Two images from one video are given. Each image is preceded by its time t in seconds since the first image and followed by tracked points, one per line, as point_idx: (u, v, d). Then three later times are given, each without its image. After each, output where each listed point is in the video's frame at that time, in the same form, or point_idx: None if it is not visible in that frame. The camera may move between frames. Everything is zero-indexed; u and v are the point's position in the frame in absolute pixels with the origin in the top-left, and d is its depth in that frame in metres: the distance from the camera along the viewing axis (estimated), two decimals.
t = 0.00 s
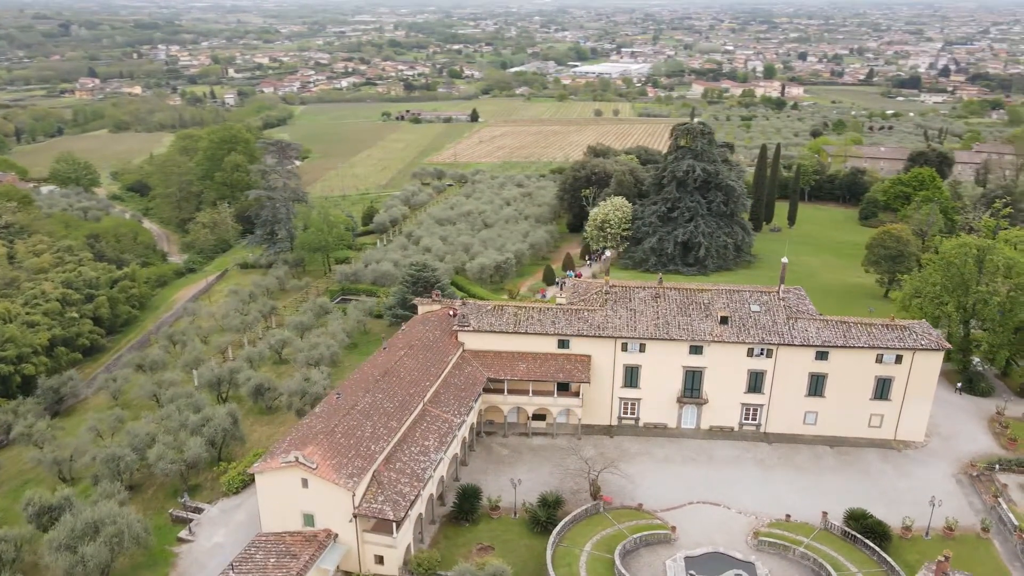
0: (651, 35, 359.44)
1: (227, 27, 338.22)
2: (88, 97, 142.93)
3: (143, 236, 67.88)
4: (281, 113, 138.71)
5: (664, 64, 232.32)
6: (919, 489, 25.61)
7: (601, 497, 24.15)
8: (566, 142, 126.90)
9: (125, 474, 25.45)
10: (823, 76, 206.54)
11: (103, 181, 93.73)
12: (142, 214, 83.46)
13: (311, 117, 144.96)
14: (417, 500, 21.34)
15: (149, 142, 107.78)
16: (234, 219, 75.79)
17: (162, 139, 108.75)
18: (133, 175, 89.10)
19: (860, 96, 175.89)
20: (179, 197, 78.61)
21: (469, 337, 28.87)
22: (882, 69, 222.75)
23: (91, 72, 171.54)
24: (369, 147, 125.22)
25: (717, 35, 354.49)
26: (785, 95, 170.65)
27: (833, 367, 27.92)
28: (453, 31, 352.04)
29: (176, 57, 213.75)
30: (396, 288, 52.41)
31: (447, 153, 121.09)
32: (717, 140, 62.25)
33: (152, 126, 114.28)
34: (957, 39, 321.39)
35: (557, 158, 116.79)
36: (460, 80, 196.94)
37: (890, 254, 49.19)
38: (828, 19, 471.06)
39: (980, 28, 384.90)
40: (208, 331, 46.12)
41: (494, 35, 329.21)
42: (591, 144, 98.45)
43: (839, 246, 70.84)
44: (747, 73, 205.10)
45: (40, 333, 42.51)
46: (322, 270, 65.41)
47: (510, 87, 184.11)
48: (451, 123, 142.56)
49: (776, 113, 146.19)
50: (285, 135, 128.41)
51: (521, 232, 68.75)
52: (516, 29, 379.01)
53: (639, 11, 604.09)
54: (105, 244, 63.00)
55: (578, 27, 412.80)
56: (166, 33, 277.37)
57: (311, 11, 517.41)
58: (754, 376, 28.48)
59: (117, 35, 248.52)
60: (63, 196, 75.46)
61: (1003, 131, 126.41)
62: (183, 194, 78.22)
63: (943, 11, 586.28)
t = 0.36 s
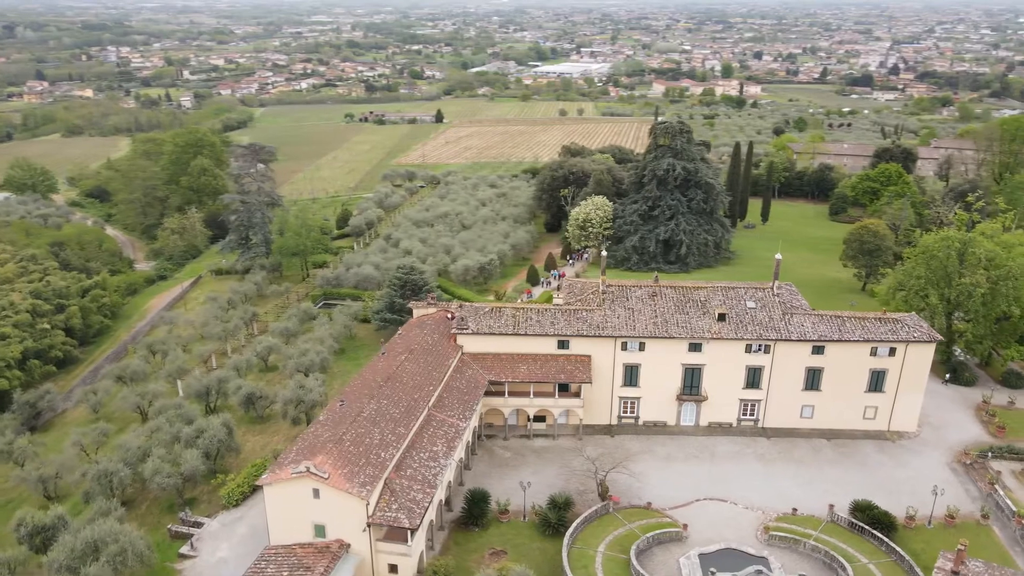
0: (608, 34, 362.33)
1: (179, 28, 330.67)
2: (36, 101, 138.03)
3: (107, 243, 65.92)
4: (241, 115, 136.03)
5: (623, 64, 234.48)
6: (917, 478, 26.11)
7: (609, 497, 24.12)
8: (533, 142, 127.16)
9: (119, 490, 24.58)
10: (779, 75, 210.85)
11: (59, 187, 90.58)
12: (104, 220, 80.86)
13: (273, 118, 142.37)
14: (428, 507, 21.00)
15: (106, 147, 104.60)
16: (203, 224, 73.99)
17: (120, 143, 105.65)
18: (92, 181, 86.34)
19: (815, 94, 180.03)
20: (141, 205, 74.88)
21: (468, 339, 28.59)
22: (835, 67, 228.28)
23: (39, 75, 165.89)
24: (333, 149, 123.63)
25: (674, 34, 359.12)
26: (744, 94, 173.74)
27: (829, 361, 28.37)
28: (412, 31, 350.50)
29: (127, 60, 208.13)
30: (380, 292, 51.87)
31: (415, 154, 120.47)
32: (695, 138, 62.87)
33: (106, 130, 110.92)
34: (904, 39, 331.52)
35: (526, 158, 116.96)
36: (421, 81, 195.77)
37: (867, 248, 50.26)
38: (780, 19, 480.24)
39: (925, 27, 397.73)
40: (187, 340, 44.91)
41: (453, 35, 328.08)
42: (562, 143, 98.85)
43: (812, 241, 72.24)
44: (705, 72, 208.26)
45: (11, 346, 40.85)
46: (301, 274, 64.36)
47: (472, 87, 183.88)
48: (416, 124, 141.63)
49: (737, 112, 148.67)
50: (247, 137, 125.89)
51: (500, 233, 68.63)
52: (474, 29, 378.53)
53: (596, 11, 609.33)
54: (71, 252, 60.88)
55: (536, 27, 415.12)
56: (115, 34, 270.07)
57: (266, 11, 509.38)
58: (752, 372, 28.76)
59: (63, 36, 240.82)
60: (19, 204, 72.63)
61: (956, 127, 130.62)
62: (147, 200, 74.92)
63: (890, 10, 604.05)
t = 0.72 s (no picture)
0: (567, 35, 364.48)
1: (129, 30, 322.74)
2: None
3: (70, 251, 63.80)
4: (200, 118, 133.17)
5: (583, 64, 236.22)
6: (915, 469, 26.62)
7: (617, 497, 24.08)
8: (500, 142, 127.19)
9: (115, 507, 23.77)
10: (736, 74, 214.70)
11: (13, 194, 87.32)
12: (64, 227, 78.23)
13: (232, 121, 139.34)
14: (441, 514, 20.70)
15: (60, 152, 101.34)
16: (171, 229, 72.10)
17: (75, 148, 102.45)
18: (50, 187, 83.52)
19: (772, 93, 183.80)
20: (104, 211, 72.58)
21: (468, 343, 28.30)
22: (790, 66, 233.28)
23: None
24: (298, 152, 121.79)
25: (631, 35, 363.04)
26: (704, 93, 176.30)
27: (825, 355, 28.78)
28: (369, 31, 347.88)
29: (76, 62, 202.19)
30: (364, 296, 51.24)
31: (381, 156, 119.43)
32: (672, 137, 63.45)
33: (59, 135, 107.48)
34: (853, 39, 340.23)
35: (495, 158, 116.82)
36: (382, 82, 194.34)
37: (845, 243, 51.24)
38: (735, 19, 488.57)
39: (872, 27, 408.83)
40: (166, 350, 43.68)
41: (411, 36, 326.30)
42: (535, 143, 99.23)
43: (785, 237, 73.51)
44: (665, 72, 210.97)
45: None
46: (278, 279, 63.11)
47: (434, 87, 183.01)
48: (380, 125, 140.46)
49: (699, 111, 150.86)
50: (208, 140, 123.17)
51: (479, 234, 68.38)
52: (432, 30, 377.16)
53: (554, 11, 612.91)
54: (35, 261, 58.74)
55: (495, 27, 416.74)
56: (61, 36, 262.02)
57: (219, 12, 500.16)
58: (749, 368, 29.04)
59: (6, 38, 232.87)
60: None
61: (911, 123, 134.50)
62: (110, 206, 72.29)
63: (840, 11, 619.23)
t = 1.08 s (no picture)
0: (526, 34, 365.24)
1: (73, 31, 313.13)
2: None
3: (31, 260, 61.94)
4: (157, 121, 129.75)
5: (543, 64, 237.09)
6: (910, 459, 27.14)
7: (625, 497, 24.07)
8: (466, 143, 126.76)
9: (111, 526, 22.95)
10: (694, 74, 217.87)
11: None
12: (22, 235, 75.35)
13: (189, 124, 135.88)
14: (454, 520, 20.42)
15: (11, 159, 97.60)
16: (138, 235, 69.99)
17: (26, 154, 98.76)
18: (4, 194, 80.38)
19: (730, 91, 187.03)
20: (64, 218, 69.19)
21: (467, 346, 28.01)
22: (746, 65, 237.71)
23: None
24: (260, 154, 119.41)
25: (588, 34, 365.59)
26: (665, 92, 178.53)
27: (819, 349, 29.21)
28: (325, 32, 343.61)
29: (21, 64, 195.38)
30: (348, 301, 50.54)
31: (348, 158, 118.06)
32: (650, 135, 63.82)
33: (7, 140, 103.56)
34: (805, 38, 347.90)
35: (463, 159, 116.42)
36: (341, 83, 192.11)
37: (823, 239, 52.25)
38: (690, 19, 495.70)
39: (822, 26, 418.95)
40: (145, 361, 42.40)
41: (369, 37, 323.39)
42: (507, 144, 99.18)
43: (759, 233, 74.65)
44: (625, 71, 212.95)
45: None
46: (255, 285, 61.84)
47: (395, 88, 181.68)
48: (343, 127, 138.72)
49: (661, 109, 152.54)
50: (166, 144, 119.98)
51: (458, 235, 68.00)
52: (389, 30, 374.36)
53: (512, 11, 614.04)
54: None
55: (453, 27, 416.39)
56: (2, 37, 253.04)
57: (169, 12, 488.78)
58: (746, 364, 29.33)
59: None
60: None
61: (868, 120, 138.22)
62: (70, 212, 68.92)
63: (791, 10, 633.18)
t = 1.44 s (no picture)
0: (484, 34, 364.97)
1: (14, 32, 301.94)
2: None
3: None
4: (111, 125, 125.88)
5: (503, 64, 237.37)
6: (904, 449, 27.71)
7: (632, 496, 24.07)
8: (433, 144, 126.15)
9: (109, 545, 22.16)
10: (653, 73, 220.62)
11: None
12: None
13: (144, 127, 132.19)
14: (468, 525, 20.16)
15: None
16: (102, 243, 67.72)
17: None
18: None
19: (689, 90, 189.81)
20: (22, 225, 66.04)
21: (466, 349, 27.74)
22: (703, 64, 241.57)
23: None
24: (222, 158, 116.80)
25: (546, 34, 367.19)
26: (626, 91, 180.32)
27: (812, 343, 29.66)
28: (280, 33, 338.23)
29: None
30: (330, 305, 49.80)
31: (313, 160, 116.43)
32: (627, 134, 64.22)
33: None
34: (758, 37, 354.93)
35: (431, 160, 115.84)
36: (300, 84, 189.31)
37: (800, 235, 53.23)
38: (646, 18, 501.35)
39: (774, 26, 427.91)
40: (123, 373, 41.09)
41: (325, 37, 319.36)
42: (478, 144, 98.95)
43: (732, 230, 75.74)
44: (586, 71, 214.40)
45: None
46: (230, 291, 60.47)
47: (354, 89, 179.86)
48: (305, 129, 136.60)
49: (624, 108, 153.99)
50: (123, 148, 116.48)
51: (437, 237, 67.55)
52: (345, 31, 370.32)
53: (468, 11, 613.31)
54: None
55: (407, 26, 415.51)
56: None
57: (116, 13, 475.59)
58: (741, 360, 29.62)
59: None
60: None
61: (825, 117, 141.58)
62: (28, 220, 66.07)
63: (745, 10, 645.79)
